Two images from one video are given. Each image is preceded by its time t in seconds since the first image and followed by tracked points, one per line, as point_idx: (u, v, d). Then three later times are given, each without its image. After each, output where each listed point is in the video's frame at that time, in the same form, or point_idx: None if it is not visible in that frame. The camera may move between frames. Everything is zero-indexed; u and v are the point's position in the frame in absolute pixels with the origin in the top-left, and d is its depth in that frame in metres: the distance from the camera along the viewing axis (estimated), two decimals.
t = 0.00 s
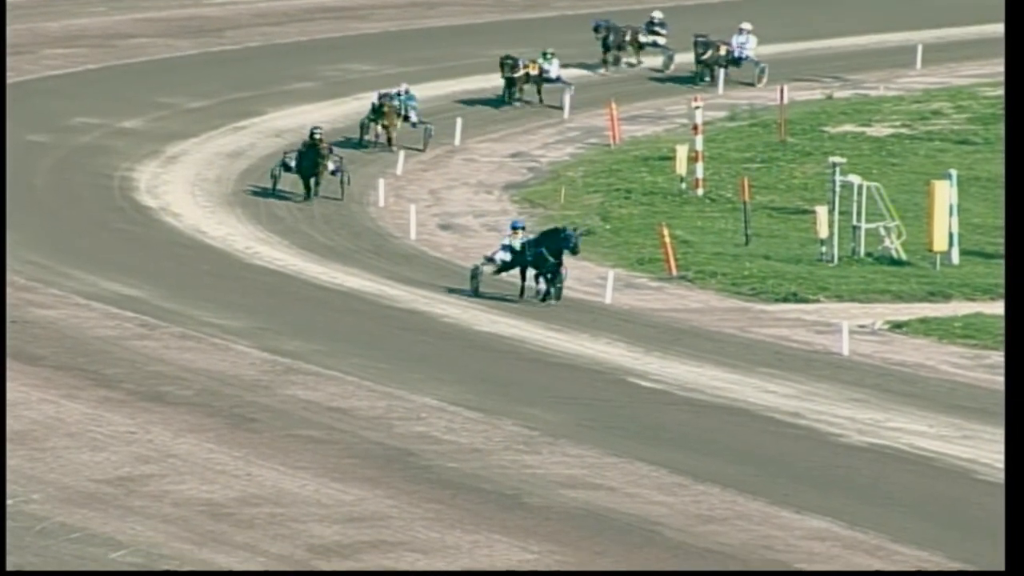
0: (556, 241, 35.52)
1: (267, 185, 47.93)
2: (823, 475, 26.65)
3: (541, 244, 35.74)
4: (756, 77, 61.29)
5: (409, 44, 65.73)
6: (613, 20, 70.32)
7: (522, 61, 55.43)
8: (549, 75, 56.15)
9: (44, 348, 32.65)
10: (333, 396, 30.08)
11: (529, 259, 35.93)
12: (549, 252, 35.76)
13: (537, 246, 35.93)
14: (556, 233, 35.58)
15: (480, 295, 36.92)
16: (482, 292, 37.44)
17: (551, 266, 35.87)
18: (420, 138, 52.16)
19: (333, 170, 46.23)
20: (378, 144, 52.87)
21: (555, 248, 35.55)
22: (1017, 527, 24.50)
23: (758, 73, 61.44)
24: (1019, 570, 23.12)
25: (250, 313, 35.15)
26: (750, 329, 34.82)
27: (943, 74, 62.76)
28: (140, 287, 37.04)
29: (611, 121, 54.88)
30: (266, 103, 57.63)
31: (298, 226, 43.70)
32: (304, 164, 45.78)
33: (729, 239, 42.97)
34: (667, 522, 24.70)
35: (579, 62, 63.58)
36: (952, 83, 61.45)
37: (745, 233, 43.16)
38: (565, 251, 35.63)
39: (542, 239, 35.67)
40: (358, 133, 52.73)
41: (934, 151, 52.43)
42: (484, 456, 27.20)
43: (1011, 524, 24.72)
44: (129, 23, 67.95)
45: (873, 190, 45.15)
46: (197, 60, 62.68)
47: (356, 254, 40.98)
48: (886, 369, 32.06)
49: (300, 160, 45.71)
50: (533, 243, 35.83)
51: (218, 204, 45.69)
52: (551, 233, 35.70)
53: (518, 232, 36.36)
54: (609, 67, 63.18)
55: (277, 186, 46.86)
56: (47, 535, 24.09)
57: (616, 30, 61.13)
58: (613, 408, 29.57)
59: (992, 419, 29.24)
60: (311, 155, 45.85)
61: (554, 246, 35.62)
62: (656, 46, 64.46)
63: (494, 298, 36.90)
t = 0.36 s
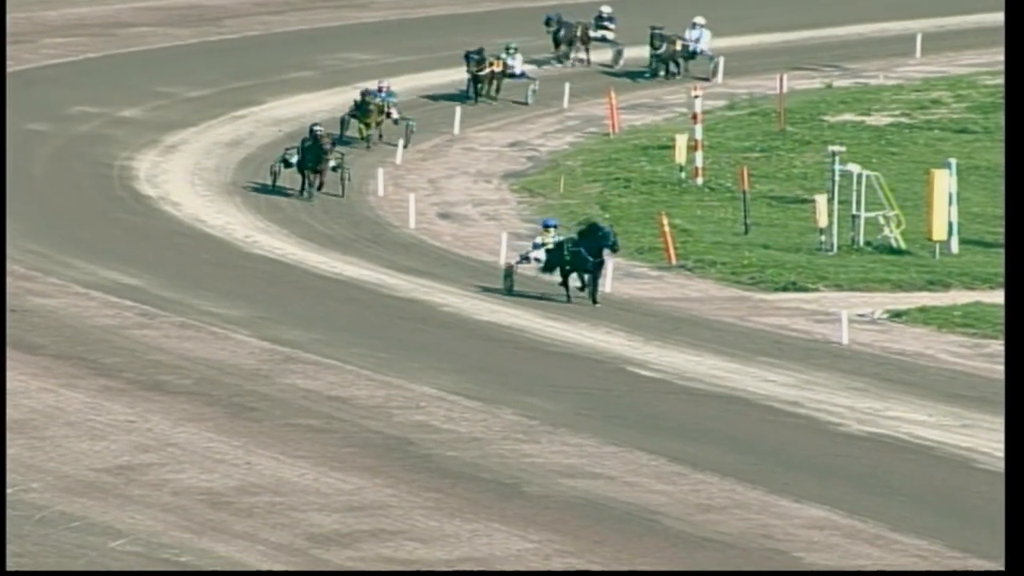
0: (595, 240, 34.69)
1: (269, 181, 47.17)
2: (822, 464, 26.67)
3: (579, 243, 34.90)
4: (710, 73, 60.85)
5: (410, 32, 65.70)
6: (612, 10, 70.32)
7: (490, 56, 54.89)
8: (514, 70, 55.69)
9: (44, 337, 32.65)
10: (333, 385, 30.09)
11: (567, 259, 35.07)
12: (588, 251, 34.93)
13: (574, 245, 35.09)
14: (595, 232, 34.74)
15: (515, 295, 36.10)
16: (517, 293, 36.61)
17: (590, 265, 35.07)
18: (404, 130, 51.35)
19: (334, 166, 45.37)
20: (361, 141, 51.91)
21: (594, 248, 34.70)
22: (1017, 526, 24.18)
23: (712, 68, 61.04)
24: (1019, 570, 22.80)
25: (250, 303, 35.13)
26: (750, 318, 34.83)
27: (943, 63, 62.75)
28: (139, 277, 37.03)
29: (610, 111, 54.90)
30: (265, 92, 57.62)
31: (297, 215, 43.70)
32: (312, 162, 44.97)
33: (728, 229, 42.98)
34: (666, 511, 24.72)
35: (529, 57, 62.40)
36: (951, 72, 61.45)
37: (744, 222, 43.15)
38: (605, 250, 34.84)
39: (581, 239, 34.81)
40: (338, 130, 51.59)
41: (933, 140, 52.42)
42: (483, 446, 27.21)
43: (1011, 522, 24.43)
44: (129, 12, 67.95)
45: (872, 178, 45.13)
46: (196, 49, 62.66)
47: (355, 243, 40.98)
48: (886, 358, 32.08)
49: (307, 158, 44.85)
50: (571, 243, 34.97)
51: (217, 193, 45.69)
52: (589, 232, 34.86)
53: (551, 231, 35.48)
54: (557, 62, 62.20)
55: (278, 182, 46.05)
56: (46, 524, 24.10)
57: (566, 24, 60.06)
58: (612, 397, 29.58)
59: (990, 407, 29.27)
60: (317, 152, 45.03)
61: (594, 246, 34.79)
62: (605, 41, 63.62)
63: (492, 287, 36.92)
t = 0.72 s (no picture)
0: (637, 237, 33.65)
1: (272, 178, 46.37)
2: (820, 453, 26.68)
3: (622, 240, 33.89)
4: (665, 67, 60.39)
5: (409, 22, 65.66)
6: None
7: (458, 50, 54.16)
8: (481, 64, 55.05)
9: (43, 326, 32.64)
10: (332, 374, 30.09)
11: (610, 257, 34.09)
12: (631, 249, 33.92)
13: (617, 242, 34.08)
14: (637, 228, 33.70)
15: (556, 295, 35.32)
16: (557, 292, 35.76)
17: (634, 261, 34.10)
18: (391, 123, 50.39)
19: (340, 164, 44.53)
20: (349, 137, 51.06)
21: (637, 245, 33.72)
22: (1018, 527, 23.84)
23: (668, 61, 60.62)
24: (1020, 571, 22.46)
25: (248, 292, 35.11)
26: (749, 307, 34.83)
27: (942, 52, 62.70)
28: (138, 266, 37.01)
29: (609, 100, 54.87)
30: (265, 80, 57.58)
31: (296, 204, 43.67)
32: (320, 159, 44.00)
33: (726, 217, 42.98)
34: (666, 500, 24.71)
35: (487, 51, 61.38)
36: (950, 60, 61.40)
37: (743, 211, 43.14)
38: (648, 247, 33.82)
39: (622, 236, 33.81)
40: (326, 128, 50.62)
41: (933, 129, 52.40)
42: (482, 435, 27.20)
43: (1011, 520, 24.21)
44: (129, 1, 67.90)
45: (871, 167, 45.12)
46: (196, 37, 62.63)
47: (354, 232, 40.95)
48: (885, 347, 32.07)
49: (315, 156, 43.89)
50: (613, 240, 33.99)
51: (217, 181, 45.67)
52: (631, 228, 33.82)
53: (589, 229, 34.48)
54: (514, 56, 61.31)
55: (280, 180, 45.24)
56: (46, 513, 24.09)
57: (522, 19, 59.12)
58: (612, 386, 29.57)
59: (989, 396, 29.26)
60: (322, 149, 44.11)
61: (636, 243, 33.77)
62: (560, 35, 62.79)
63: (491, 277, 36.90)
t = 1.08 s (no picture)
0: (661, 240, 33.04)
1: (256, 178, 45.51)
2: (797, 445, 26.73)
3: (646, 243, 33.27)
4: (601, 66, 59.93)
5: (386, 15, 65.63)
6: None
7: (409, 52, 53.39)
8: (427, 64, 54.42)
9: (19, 319, 32.60)
10: (310, 367, 30.09)
11: (634, 260, 33.45)
12: (656, 253, 33.26)
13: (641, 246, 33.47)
14: (661, 231, 33.10)
15: (577, 298, 34.68)
16: (578, 295, 35.20)
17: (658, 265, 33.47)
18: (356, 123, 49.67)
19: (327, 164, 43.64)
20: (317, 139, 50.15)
21: (661, 249, 33.06)
22: (1017, 526, 23.67)
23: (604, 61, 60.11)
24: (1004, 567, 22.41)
25: (226, 286, 35.08)
26: (727, 300, 34.89)
27: (919, 46, 62.82)
28: (115, 260, 36.95)
29: (586, 93, 54.88)
30: (242, 74, 57.53)
31: (273, 197, 43.65)
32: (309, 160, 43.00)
33: (703, 211, 43.03)
34: (643, 493, 24.74)
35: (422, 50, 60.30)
36: (927, 54, 61.51)
37: (720, 204, 43.18)
38: (672, 252, 33.15)
39: (647, 240, 33.17)
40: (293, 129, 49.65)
41: (910, 122, 52.48)
42: (459, 428, 27.22)
43: (991, 514, 24.25)
44: None
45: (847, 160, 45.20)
46: (173, 30, 62.55)
47: (331, 225, 40.94)
48: (863, 340, 32.15)
49: (302, 157, 42.95)
50: (637, 244, 33.33)
51: (194, 175, 45.63)
52: (656, 231, 33.22)
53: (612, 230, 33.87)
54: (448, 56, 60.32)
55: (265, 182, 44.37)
56: (22, 506, 24.06)
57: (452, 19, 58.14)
58: (589, 380, 29.61)
59: (966, 390, 29.35)
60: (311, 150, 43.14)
61: (660, 247, 33.12)
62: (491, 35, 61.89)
63: (468, 271, 36.90)
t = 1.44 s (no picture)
0: (691, 248, 32.14)
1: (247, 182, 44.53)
2: (778, 441, 26.77)
3: (677, 250, 32.38)
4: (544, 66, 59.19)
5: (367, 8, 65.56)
6: None
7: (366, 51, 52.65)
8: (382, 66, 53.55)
9: None
10: (291, 363, 30.09)
11: (667, 268, 32.63)
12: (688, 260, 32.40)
13: (673, 251, 32.60)
14: (692, 239, 32.16)
15: (607, 304, 34.01)
16: (609, 301, 34.49)
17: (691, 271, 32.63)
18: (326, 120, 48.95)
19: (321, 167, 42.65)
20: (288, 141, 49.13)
21: (693, 258, 32.19)
22: (1017, 525, 23.55)
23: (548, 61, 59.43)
24: (985, 563, 22.46)
25: (207, 281, 35.06)
26: (708, 296, 34.96)
27: (900, 41, 62.88)
28: (96, 255, 36.91)
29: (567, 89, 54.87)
30: (223, 69, 57.49)
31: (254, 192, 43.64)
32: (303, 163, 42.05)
33: (685, 206, 43.09)
34: (624, 489, 24.76)
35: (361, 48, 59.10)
36: (907, 50, 61.57)
37: (701, 200, 43.22)
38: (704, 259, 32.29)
39: (677, 248, 32.30)
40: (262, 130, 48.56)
41: (890, 118, 52.54)
42: (440, 424, 27.24)
43: (972, 509, 24.31)
44: None
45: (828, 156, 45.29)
46: (155, 26, 62.50)
47: (311, 220, 40.92)
48: (844, 336, 32.24)
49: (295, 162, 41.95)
50: (668, 251, 32.49)
51: (175, 170, 45.58)
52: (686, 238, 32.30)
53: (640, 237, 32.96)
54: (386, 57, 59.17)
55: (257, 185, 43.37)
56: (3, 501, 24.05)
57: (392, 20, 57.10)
58: (570, 375, 29.63)
59: (946, 385, 29.42)
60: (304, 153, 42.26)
61: (691, 254, 32.25)
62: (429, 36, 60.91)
63: (449, 266, 36.91)
